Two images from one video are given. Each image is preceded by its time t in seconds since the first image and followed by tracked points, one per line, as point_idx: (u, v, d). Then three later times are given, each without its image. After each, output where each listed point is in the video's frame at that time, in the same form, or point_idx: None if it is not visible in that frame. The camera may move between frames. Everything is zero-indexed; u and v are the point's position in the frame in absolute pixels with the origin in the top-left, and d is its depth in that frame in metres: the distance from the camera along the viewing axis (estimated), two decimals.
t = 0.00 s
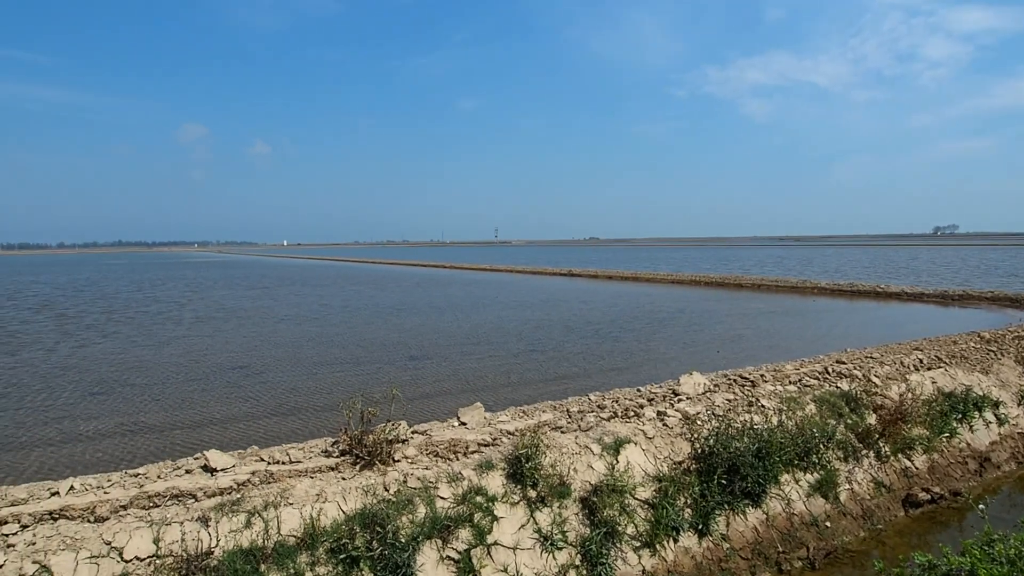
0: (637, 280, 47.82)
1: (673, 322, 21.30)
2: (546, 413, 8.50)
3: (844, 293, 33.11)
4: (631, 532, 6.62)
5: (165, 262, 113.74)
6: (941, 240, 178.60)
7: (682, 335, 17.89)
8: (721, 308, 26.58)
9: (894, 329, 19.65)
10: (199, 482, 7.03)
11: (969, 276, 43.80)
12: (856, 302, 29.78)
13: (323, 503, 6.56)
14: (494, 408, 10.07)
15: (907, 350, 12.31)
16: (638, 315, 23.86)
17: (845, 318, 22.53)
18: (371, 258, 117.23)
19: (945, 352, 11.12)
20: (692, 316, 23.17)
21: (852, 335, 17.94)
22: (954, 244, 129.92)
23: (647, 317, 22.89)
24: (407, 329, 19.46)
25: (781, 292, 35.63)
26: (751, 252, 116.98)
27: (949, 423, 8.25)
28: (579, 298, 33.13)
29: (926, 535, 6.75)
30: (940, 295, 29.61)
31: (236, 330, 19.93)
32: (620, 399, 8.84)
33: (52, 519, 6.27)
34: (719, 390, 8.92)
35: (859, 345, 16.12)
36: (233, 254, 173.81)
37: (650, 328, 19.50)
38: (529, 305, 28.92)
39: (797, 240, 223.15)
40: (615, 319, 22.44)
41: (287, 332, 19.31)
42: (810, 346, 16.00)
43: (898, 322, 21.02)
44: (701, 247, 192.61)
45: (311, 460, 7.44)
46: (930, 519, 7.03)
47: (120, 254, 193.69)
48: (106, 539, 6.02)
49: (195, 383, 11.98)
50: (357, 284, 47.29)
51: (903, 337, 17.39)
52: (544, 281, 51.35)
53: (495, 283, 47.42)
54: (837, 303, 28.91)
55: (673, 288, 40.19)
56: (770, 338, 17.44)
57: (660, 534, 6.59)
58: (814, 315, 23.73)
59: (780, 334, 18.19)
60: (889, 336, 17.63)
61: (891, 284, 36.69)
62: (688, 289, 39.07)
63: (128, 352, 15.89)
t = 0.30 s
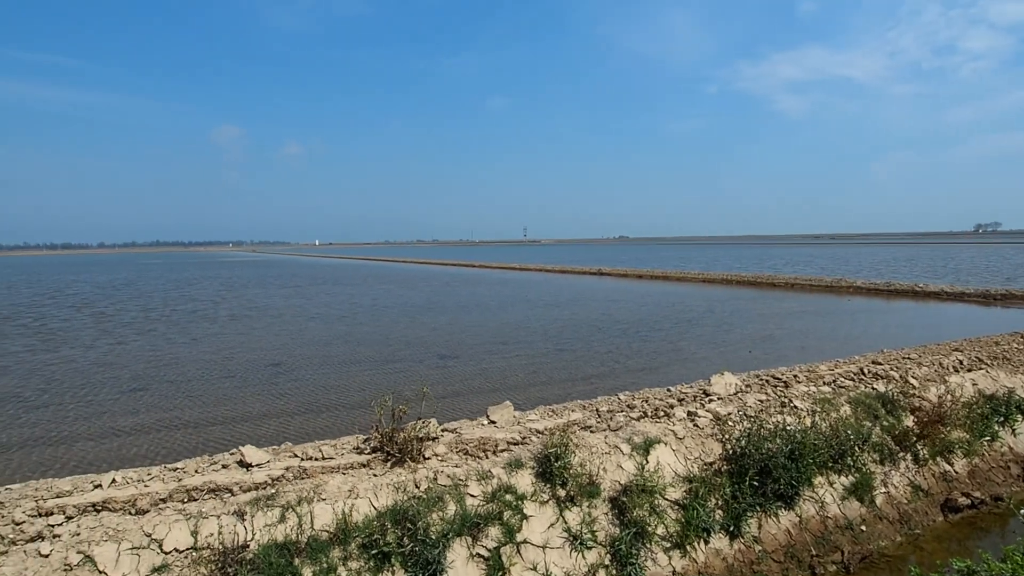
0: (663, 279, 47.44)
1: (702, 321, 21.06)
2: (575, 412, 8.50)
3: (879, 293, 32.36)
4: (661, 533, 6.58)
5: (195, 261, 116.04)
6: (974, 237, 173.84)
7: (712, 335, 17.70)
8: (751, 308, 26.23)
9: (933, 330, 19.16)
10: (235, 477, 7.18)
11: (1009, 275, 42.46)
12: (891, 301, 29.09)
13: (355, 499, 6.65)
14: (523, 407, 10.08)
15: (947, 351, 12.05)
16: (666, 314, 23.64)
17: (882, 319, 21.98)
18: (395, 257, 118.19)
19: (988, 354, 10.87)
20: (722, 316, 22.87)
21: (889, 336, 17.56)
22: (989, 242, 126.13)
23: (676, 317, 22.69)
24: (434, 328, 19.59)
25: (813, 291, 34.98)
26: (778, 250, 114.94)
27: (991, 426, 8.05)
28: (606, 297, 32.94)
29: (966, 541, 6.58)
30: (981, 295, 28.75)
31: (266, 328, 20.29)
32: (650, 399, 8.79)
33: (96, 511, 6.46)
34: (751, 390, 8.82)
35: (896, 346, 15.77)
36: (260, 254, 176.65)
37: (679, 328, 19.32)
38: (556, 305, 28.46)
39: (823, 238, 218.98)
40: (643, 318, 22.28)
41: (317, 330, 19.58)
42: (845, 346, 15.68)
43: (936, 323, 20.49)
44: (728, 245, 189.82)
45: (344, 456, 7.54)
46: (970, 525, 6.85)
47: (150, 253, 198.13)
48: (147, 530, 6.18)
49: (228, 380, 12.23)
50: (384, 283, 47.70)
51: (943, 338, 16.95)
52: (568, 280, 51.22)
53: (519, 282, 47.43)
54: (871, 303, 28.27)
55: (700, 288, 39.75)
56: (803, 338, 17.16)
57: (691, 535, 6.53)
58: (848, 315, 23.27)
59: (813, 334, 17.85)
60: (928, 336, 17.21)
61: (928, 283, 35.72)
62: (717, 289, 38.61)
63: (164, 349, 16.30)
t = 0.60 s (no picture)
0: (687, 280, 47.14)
1: (729, 323, 20.84)
2: (604, 413, 8.48)
3: (911, 295, 31.70)
4: (691, 535, 6.53)
5: (218, 262, 117.75)
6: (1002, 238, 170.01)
7: (740, 337, 17.50)
8: (779, 309, 25.90)
9: (970, 332, 18.70)
10: (267, 474, 7.27)
11: None
12: (924, 303, 28.45)
13: (384, 498, 6.70)
14: (551, 407, 10.08)
15: (985, 354, 11.79)
16: (693, 315, 23.40)
17: (916, 320, 21.48)
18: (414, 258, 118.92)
19: None
20: (750, 317, 22.58)
21: (923, 338, 17.21)
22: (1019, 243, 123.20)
23: (702, 318, 22.50)
24: (459, 328, 19.67)
25: (841, 293, 34.41)
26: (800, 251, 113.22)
27: None
28: (631, 298, 32.77)
29: (1005, 548, 6.41)
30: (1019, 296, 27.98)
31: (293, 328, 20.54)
32: (679, 400, 8.76)
33: (132, 507, 6.59)
34: (782, 392, 8.75)
35: (931, 348, 15.45)
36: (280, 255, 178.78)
37: (706, 329, 19.13)
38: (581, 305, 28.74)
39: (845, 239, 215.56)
40: (668, 319, 22.10)
41: (342, 330, 19.78)
42: (877, 348, 15.39)
43: (972, 325, 20.02)
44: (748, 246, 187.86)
45: (373, 455, 7.60)
46: (1009, 532, 6.68)
47: (173, 254, 201.55)
48: (181, 526, 6.28)
49: (257, 379, 12.40)
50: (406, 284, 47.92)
51: (980, 340, 16.55)
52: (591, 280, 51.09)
53: (542, 283, 47.37)
54: (904, 304, 27.68)
55: (725, 289, 39.37)
56: (834, 340, 16.91)
57: (721, 538, 6.47)
58: (879, 317, 22.85)
59: (845, 336, 17.55)
60: (964, 338, 16.82)
61: (961, 284, 34.89)
62: (743, 290, 38.20)
63: (194, 347, 16.59)
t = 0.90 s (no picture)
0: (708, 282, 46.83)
1: (752, 325, 20.64)
2: (629, 416, 8.46)
3: (939, 298, 31.12)
4: (718, 540, 6.47)
5: (237, 263, 119.34)
6: None
7: (764, 339, 17.34)
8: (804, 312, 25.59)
9: (1003, 335, 18.30)
10: (294, 474, 7.34)
11: None
12: (954, 305, 27.89)
13: (410, 498, 6.73)
14: (575, 409, 10.07)
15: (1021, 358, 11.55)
16: (715, 317, 23.21)
17: (946, 324, 21.07)
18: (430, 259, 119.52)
19: None
20: (773, 319, 22.36)
21: (955, 341, 16.89)
22: None
23: (726, 320, 22.31)
24: (481, 329, 19.71)
25: (867, 295, 33.90)
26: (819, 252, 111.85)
27: None
28: (651, 299, 32.61)
29: None
30: None
31: (316, 328, 20.72)
32: (705, 404, 8.71)
33: (163, 504, 6.68)
34: (811, 396, 8.68)
35: (963, 351, 15.15)
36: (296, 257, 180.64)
37: (729, 331, 18.98)
38: (602, 305, 29.64)
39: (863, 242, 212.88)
40: (690, 321, 21.95)
41: (363, 330, 19.92)
42: (906, 352, 15.15)
43: (1006, 328, 19.58)
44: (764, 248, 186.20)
45: (399, 455, 7.64)
46: None
47: (191, 256, 204.39)
48: (211, 524, 6.35)
49: (282, 379, 12.53)
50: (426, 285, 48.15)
51: (1015, 344, 16.18)
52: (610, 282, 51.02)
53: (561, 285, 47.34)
54: (933, 307, 27.17)
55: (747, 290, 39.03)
56: (862, 343, 16.67)
57: (749, 543, 6.40)
58: (908, 320, 22.45)
59: (872, 339, 17.29)
60: (998, 342, 16.46)
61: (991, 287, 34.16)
62: (766, 292, 37.83)
63: (219, 347, 16.84)
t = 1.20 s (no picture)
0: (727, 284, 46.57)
1: (775, 327, 20.38)
2: (654, 418, 8.44)
3: (967, 301, 30.60)
4: (744, 545, 6.38)
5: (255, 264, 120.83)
6: None
7: (788, 342, 17.15)
8: (827, 314, 25.32)
9: None
10: (320, 473, 7.39)
11: None
12: (983, 308, 27.37)
13: (435, 499, 6.75)
14: (599, 411, 10.05)
15: None
16: (736, 320, 22.97)
17: (977, 327, 20.64)
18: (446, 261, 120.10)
19: None
20: (796, 322, 22.07)
21: (986, 345, 16.59)
22: None
23: (749, 322, 22.14)
24: (502, 331, 19.75)
25: (891, 297, 33.42)
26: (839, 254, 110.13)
27: None
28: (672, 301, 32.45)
29: None
30: None
31: (337, 329, 20.89)
32: (731, 407, 8.66)
33: (192, 503, 6.75)
34: (839, 400, 8.60)
35: (994, 355, 14.87)
36: (312, 258, 182.08)
37: (751, 334, 18.79)
38: (622, 306, 30.01)
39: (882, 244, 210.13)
40: (711, 323, 21.73)
41: (383, 331, 20.02)
42: (935, 355, 14.87)
43: None
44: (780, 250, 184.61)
45: (424, 456, 7.67)
46: None
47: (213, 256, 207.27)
48: (238, 523, 6.41)
49: (304, 379, 12.63)
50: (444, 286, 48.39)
51: None
52: (628, 283, 50.95)
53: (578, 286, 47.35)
54: (961, 310, 26.70)
55: (768, 292, 38.69)
56: (890, 345, 16.45)
57: (776, 548, 6.32)
58: (936, 322, 22.10)
59: (900, 343, 16.98)
60: None
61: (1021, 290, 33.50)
62: (788, 294, 37.49)
63: (242, 347, 17.04)
